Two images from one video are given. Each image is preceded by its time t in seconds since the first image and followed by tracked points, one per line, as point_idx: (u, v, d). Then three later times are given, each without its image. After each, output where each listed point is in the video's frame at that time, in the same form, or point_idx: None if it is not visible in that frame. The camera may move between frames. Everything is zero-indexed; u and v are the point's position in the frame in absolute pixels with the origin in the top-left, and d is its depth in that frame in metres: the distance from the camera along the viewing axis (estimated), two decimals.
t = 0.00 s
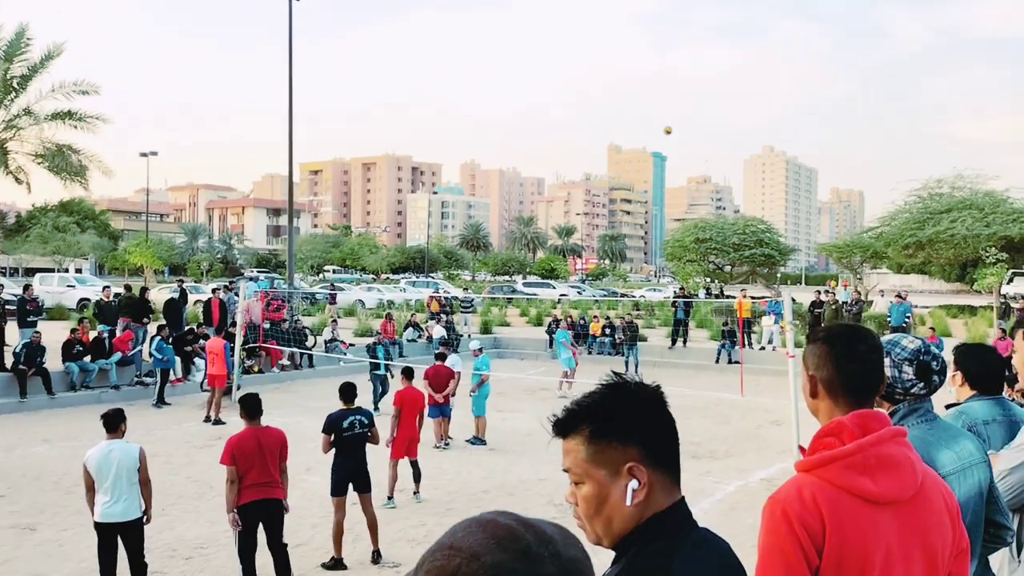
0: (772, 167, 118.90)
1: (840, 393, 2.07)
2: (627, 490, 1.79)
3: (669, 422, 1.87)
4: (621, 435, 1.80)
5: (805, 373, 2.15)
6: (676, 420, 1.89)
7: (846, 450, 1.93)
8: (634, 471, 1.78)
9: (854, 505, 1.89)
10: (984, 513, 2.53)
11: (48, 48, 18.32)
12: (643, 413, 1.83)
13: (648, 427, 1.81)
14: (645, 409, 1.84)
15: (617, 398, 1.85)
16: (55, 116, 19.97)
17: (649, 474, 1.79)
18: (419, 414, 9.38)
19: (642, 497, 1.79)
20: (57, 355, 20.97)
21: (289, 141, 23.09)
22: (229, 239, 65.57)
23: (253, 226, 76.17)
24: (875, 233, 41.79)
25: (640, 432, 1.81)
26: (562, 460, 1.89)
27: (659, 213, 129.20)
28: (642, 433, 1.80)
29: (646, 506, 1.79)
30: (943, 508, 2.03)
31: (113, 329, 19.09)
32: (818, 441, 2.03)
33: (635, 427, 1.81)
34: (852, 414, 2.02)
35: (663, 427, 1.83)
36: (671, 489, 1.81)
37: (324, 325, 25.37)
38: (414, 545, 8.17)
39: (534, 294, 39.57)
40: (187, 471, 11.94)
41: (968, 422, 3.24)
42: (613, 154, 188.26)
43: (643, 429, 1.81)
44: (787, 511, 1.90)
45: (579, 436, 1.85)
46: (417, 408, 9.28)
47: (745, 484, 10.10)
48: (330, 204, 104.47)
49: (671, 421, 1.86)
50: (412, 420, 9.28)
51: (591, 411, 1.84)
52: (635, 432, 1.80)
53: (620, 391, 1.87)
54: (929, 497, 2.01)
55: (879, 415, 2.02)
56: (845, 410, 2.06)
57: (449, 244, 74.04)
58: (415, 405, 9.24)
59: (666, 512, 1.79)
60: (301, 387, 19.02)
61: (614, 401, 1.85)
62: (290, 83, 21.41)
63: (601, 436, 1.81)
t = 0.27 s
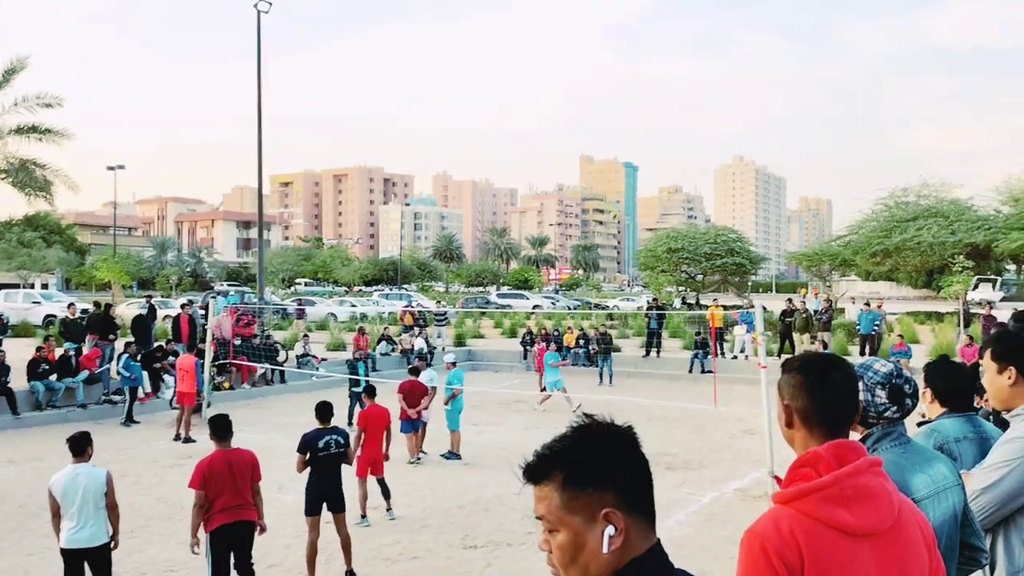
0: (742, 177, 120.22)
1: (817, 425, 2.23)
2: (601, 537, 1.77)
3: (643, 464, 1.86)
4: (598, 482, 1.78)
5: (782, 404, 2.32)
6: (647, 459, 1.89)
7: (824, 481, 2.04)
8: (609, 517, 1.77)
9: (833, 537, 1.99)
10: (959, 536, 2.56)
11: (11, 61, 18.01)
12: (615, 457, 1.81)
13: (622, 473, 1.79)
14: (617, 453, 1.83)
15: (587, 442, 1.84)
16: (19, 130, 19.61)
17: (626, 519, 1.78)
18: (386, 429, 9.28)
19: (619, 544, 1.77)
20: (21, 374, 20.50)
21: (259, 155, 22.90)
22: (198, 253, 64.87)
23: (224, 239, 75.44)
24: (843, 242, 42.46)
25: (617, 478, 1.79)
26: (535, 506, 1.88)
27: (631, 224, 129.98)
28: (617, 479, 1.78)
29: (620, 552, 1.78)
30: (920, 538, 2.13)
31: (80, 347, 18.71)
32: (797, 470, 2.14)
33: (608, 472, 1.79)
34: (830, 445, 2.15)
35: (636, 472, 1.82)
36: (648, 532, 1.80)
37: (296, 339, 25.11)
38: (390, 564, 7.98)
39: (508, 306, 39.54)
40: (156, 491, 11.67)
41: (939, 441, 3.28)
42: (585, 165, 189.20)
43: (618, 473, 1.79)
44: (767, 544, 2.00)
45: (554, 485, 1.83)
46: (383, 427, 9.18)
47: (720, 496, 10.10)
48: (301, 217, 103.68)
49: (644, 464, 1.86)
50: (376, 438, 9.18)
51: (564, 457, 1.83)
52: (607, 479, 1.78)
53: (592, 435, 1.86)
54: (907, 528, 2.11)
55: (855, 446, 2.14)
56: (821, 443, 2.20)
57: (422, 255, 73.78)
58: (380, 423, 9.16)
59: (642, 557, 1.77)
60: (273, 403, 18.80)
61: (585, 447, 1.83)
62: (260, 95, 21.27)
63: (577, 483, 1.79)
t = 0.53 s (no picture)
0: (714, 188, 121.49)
1: (801, 446, 2.28)
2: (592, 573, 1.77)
3: (632, 496, 1.86)
4: (589, 515, 1.78)
5: (766, 427, 2.37)
6: (637, 491, 1.90)
7: (811, 505, 2.05)
8: (601, 552, 1.77)
9: (819, 560, 2.00)
10: (941, 554, 2.61)
11: None
12: (606, 491, 1.81)
13: (610, 507, 1.80)
14: (608, 486, 1.82)
15: (575, 476, 1.84)
16: None
17: (618, 553, 1.78)
18: (359, 446, 9.20)
19: None
20: None
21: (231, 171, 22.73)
22: (170, 268, 64.15)
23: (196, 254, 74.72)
24: (815, 251, 42.95)
25: (608, 513, 1.79)
26: (525, 542, 1.86)
27: (606, 235, 130.66)
28: (607, 513, 1.79)
29: None
30: (905, 560, 2.13)
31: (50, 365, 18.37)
32: (783, 495, 2.15)
33: (600, 507, 1.79)
34: (814, 469, 2.16)
35: (625, 506, 1.82)
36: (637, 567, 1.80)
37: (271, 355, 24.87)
38: None
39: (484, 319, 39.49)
40: (129, 511, 11.44)
41: (915, 456, 3.31)
42: (559, 177, 190.12)
43: (609, 509, 1.79)
44: (754, 568, 2.02)
45: (543, 522, 1.82)
46: (353, 444, 9.10)
47: (698, 507, 10.13)
48: (275, 230, 102.96)
49: (633, 496, 1.86)
50: (348, 457, 9.09)
51: (553, 492, 1.82)
52: (598, 514, 1.78)
53: (581, 468, 1.86)
54: (894, 550, 2.12)
55: (840, 469, 2.16)
56: (806, 464, 2.24)
57: (397, 269, 73.55)
58: (350, 440, 9.08)
59: None
60: (248, 420, 18.57)
61: (574, 480, 1.82)
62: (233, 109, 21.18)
63: (567, 518, 1.79)
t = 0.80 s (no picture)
0: (695, 196, 122.21)
1: (785, 461, 2.31)
2: None
3: (615, 513, 1.88)
4: (575, 534, 1.80)
5: (752, 441, 2.39)
6: (621, 506, 1.92)
7: (796, 520, 2.07)
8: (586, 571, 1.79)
9: None
10: (926, 563, 2.65)
11: None
12: (590, 507, 1.83)
13: (594, 525, 1.81)
14: (591, 502, 1.84)
15: (559, 493, 1.85)
16: None
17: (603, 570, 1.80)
18: (340, 458, 9.15)
19: None
20: None
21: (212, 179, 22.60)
22: (150, 277, 63.63)
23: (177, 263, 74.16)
24: (795, 258, 43.30)
25: (594, 531, 1.81)
26: (511, 561, 1.87)
27: (588, 243, 131.01)
28: (592, 530, 1.80)
29: None
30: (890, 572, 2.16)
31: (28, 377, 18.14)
32: (768, 508, 2.17)
33: (585, 524, 1.80)
34: (799, 482, 2.19)
35: (609, 522, 1.84)
36: None
37: (252, 365, 24.73)
38: None
39: (467, 327, 39.51)
40: (109, 523, 11.30)
41: (897, 466, 3.33)
42: (541, 185, 190.57)
43: (593, 527, 1.81)
44: None
45: (527, 541, 1.83)
46: (336, 454, 9.08)
47: (682, 516, 10.16)
48: (256, 239, 102.28)
49: (618, 511, 1.88)
50: (331, 469, 9.03)
51: (536, 510, 1.83)
52: (582, 532, 1.80)
53: (564, 486, 1.87)
54: (878, 561, 2.15)
55: (825, 482, 2.19)
56: (790, 476, 2.28)
57: (380, 277, 73.33)
58: (333, 452, 9.06)
59: None
60: (229, 431, 18.41)
61: (557, 499, 1.83)
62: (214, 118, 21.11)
63: (553, 537, 1.80)
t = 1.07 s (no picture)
0: (681, 192, 122.63)
1: (779, 461, 2.30)
2: None
3: (611, 514, 1.86)
4: (570, 535, 1.78)
5: (747, 441, 2.39)
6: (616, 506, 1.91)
7: (790, 520, 2.07)
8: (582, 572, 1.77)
9: None
10: (917, 562, 2.66)
11: None
12: (585, 508, 1.81)
13: (589, 526, 1.79)
14: (587, 502, 1.83)
15: (553, 496, 1.83)
16: None
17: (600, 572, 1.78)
18: (327, 454, 9.09)
19: None
20: None
21: (197, 173, 22.41)
22: (134, 270, 63.21)
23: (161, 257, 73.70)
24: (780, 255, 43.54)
25: (590, 533, 1.79)
26: (506, 564, 1.86)
27: (574, 239, 131.19)
28: (588, 531, 1.79)
29: None
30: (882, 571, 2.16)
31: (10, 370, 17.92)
32: (763, 509, 2.17)
33: (579, 525, 1.79)
34: (794, 483, 2.18)
35: (605, 524, 1.82)
36: None
37: (238, 359, 24.60)
38: None
39: (453, 322, 39.49)
40: (93, 518, 11.20)
41: (885, 464, 3.31)
42: (528, 181, 190.45)
43: (588, 529, 1.79)
44: None
45: (522, 543, 1.82)
46: (322, 450, 9.03)
47: (668, 511, 10.19)
48: (240, 232, 101.62)
49: (613, 512, 1.86)
50: (317, 464, 8.99)
51: (531, 513, 1.81)
52: (577, 533, 1.78)
53: (558, 487, 1.86)
54: (871, 561, 2.15)
55: (819, 482, 2.18)
56: (783, 477, 2.28)
57: (365, 271, 73.11)
58: (320, 447, 9.04)
59: None
60: (214, 426, 18.29)
61: (552, 501, 1.82)
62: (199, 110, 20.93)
63: (548, 541, 1.78)
